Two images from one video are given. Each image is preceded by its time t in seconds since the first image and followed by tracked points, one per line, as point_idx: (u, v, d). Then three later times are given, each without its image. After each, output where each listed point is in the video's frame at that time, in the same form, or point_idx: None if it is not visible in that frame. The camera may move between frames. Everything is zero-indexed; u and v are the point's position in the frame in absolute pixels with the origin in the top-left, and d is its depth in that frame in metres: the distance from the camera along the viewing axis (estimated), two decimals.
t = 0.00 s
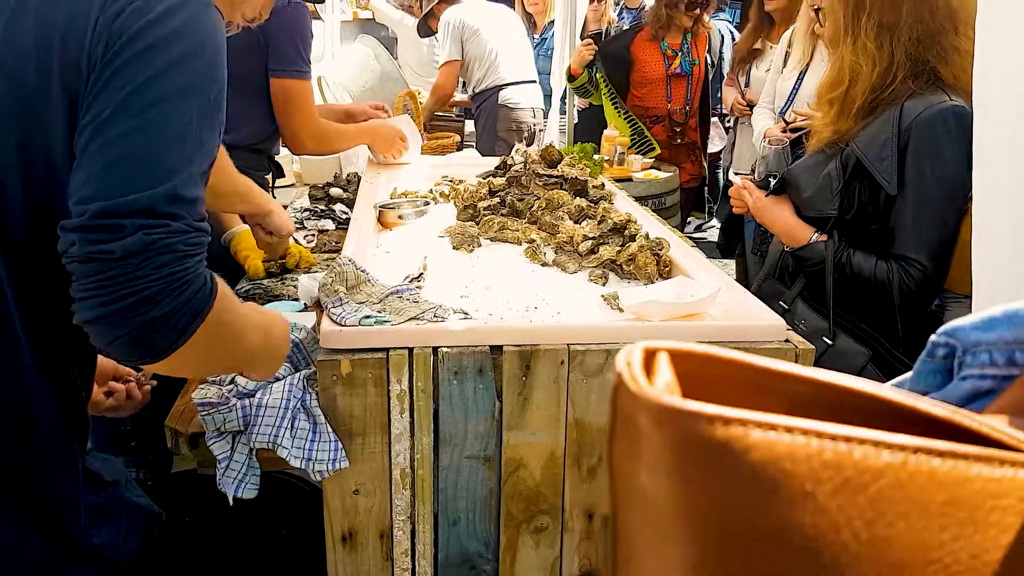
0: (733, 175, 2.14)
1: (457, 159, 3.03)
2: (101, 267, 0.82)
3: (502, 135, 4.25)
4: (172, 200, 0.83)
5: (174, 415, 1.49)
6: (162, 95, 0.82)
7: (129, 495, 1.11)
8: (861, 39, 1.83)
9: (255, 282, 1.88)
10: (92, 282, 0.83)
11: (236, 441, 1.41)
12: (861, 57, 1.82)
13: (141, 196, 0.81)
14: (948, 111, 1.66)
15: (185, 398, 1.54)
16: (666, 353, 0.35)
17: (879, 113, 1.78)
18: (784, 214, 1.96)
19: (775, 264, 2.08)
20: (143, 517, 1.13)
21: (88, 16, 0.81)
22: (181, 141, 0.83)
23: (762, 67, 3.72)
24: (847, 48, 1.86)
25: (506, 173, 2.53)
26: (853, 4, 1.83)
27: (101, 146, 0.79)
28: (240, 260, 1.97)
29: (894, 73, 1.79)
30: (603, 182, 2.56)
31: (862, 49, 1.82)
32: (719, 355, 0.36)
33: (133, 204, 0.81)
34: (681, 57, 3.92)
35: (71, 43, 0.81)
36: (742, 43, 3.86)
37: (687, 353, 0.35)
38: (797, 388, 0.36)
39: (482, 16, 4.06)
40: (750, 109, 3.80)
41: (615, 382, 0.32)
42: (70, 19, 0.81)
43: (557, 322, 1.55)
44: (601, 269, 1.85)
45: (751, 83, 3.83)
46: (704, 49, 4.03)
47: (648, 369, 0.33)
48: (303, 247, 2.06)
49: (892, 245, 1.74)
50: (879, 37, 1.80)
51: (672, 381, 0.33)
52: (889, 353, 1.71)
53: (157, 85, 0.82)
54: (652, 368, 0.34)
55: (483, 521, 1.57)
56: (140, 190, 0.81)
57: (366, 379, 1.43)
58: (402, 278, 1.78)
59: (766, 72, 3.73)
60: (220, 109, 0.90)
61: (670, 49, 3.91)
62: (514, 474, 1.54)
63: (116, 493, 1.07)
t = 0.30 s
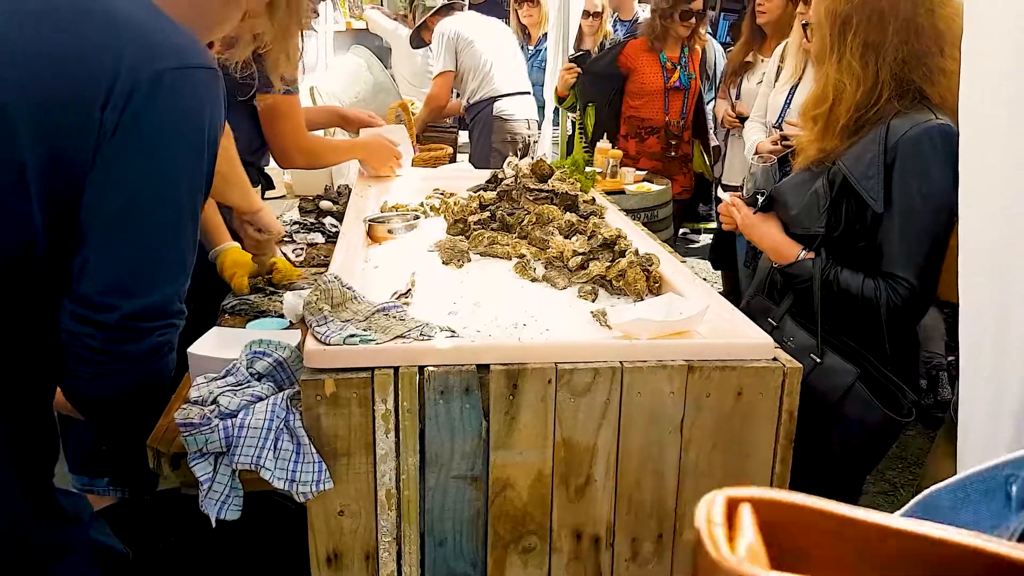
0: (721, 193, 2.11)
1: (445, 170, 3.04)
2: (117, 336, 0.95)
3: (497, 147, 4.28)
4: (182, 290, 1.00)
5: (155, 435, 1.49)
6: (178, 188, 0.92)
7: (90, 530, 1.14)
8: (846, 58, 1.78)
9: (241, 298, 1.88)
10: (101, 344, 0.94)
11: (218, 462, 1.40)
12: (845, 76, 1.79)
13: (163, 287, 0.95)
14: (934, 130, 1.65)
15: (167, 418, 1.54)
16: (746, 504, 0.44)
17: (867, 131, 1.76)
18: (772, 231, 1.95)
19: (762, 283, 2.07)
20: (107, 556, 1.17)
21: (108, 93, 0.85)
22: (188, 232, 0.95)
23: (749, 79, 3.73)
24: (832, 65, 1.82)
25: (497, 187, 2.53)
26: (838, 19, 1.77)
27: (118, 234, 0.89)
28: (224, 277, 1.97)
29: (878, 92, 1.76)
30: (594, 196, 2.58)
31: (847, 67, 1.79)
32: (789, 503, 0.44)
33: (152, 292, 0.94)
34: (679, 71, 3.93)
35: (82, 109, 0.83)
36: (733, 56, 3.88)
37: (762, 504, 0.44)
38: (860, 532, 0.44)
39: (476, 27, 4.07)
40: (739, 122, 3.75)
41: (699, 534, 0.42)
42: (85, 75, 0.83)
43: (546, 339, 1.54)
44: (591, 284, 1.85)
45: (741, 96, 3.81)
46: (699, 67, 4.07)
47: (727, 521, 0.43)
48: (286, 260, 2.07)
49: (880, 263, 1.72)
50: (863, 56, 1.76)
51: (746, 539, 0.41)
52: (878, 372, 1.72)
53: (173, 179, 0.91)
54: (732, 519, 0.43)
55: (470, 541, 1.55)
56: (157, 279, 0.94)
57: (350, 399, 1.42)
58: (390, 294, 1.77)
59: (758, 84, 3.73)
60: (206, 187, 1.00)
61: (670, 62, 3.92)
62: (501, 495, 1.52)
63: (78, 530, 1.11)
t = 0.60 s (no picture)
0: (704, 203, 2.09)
1: (433, 179, 3.06)
2: (132, 354, 0.92)
3: (485, 152, 4.28)
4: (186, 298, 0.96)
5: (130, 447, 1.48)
6: (158, 206, 0.86)
7: (62, 542, 1.10)
8: (826, 66, 1.80)
9: (221, 307, 1.89)
10: (118, 364, 0.92)
11: (193, 476, 1.38)
12: (824, 85, 1.80)
13: (158, 307, 0.91)
14: (915, 139, 1.64)
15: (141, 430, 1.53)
16: None
17: (847, 141, 1.76)
18: (754, 242, 1.91)
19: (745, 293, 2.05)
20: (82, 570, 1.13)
21: (82, 112, 0.80)
22: (176, 252, 0.90)
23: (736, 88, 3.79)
24: (811, 74, 1.84)
25: (481, 196, 2.54)
26: (818, 28, 1.80)
27: (100, 255, 0.85)
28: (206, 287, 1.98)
29: (855, 101, 1.77)
30: (578, 206, 2.62)
31: (825, 76, 1.80)
32: None
33: (148, 313, 0.90)
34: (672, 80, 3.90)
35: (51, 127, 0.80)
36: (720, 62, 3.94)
37: None
38: None
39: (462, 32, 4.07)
40: (725, 129, 3.96)
41: None
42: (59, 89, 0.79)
43: (528, 352, 1.52)
44: (573, 295, 1.85)
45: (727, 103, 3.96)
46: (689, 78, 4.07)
47: None
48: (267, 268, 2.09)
49: (861, 273, 1.71)
50: (841, 66, 1.78)
51: None
52: (856, 382, 1.73)
53: (151, 197, 0.85)
54: None
55: (448, 555, 1.54)
56: (149, 300, 0.89)
57: (327, 413, 1.41)
58: (370, 304, 1.77)
59: (741, 92, 3.83)
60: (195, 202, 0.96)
61: (664, 69, 3.89)
62: (480, 508, 1.51)
63: (50, 542, 1.08)
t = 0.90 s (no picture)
0: (696, 203, 2.07)
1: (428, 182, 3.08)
2: (199, 362, 0.96)
3: (480, 155, 4.28)
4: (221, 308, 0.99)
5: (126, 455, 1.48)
6: (175, 225, 0.88)
7: (61, 552, 1.08)
8: (800, 58, 1.78)
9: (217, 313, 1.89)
10: (190, 375, 0.95)
11: (189, 483, 1.38)
12: (799, 78, 1.78)
13: (194, 322, 0.93)
14: (899, 122, 1.61)
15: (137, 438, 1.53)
16: None
17: (831, 131, 1.73)
18: (747, 236, 1.87)
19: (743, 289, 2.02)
20: None
21: (84, 134, 0.81)
22: (200, 265, 0.92)
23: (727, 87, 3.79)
24: (786, 67, 1.82)
25: (477, 198, 2.54)
26: (793, 22, 1.78)
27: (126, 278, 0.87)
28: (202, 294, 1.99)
29: (831, 92, 1.75)
30: (575, 207, 2.61)
31: (800, 70, 1.78)
32: None
33: (187, 327, 0.93)
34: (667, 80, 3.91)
35: (60, 154, 0.81)
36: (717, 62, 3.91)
37: None
38: None
39: (457, 36, 4.08)
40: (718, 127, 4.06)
41: None
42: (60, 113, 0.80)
43: (524, 355, 1.52)
44: (570, 297, 1.85)
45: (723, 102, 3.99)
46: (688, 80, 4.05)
47: None
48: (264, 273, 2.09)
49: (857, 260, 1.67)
50: (816, 58, 1.76)
51: None
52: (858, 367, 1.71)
53: (165, 216, 0.86)
54: None
55: (446, 560, 1.54)
56: (183, 317, 0.92)
57: (322, 418, 1.40)
58: (366, 309, 1.77)
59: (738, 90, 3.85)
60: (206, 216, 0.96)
61: (659, 70, 3.90)
62: (477, 513, 1.50)
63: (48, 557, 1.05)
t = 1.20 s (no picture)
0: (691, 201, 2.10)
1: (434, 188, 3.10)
2: (182, 377, 0.95)
3: (486, 161, 4.29)
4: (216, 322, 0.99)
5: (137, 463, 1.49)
6: (178, 237, 0.88)
7: (73, 557, 1.08)
8: (782, 54, 1.84)
9: (227, 321, 1.91)
10: (171, 388, 0.94)
11: (199, 491, 1.38)
12: (782, 72, 1.84)
13: (187, 334, 0.93)
14: (883, 107, 1.66)
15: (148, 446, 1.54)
16: None
17: (817, 121, 1.79)
18: (745, 228, 1.90)
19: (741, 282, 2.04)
20: None
21: (98, 145, 0.81)
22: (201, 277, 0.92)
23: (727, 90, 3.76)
24: (770, 64, 1.88)
25: (483, 203, 2.55)
26: (774, 21, 1.85)
27: (127, 289, 0.87)
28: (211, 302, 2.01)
29: (813, 82, 1.81)
30: (581, 211, 2.62)
31: (782, 64, 1.84)
32: None
33: (180, 339, 0.92)
34: (665, 83, 3.94)
35: (70, 163, 0.81)
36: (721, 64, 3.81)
37: None
38: None
39: (461, 42, 4.09)
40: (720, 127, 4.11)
41: None
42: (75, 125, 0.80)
43: (532, 359, 1.52)
44: (577, 300, 1.85)
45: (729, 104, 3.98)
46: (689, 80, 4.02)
47: None
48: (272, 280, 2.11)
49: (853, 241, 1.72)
50: (798, 53, 1.82)
51: None
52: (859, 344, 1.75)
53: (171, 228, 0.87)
54: None
55: (455, 566, 1.53)
56: (177, 328, 0.91)
57: (330, 424, 1.40)
58: (373, 315, 1.77)
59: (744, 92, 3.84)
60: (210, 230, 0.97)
61: (656, 75, 3.94)
62: (486, 518, 1.50)
63: (59, 563, 1.05)
